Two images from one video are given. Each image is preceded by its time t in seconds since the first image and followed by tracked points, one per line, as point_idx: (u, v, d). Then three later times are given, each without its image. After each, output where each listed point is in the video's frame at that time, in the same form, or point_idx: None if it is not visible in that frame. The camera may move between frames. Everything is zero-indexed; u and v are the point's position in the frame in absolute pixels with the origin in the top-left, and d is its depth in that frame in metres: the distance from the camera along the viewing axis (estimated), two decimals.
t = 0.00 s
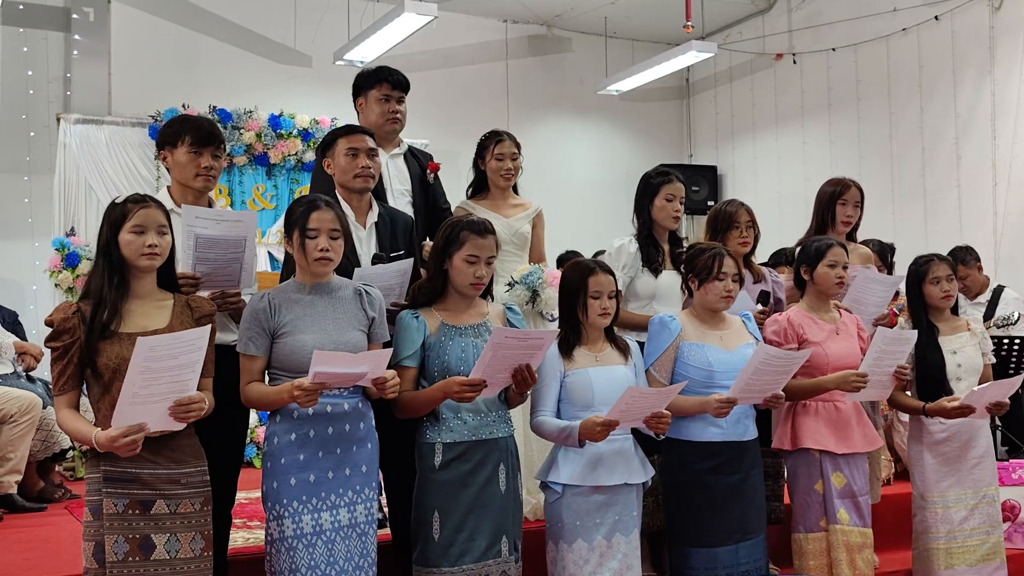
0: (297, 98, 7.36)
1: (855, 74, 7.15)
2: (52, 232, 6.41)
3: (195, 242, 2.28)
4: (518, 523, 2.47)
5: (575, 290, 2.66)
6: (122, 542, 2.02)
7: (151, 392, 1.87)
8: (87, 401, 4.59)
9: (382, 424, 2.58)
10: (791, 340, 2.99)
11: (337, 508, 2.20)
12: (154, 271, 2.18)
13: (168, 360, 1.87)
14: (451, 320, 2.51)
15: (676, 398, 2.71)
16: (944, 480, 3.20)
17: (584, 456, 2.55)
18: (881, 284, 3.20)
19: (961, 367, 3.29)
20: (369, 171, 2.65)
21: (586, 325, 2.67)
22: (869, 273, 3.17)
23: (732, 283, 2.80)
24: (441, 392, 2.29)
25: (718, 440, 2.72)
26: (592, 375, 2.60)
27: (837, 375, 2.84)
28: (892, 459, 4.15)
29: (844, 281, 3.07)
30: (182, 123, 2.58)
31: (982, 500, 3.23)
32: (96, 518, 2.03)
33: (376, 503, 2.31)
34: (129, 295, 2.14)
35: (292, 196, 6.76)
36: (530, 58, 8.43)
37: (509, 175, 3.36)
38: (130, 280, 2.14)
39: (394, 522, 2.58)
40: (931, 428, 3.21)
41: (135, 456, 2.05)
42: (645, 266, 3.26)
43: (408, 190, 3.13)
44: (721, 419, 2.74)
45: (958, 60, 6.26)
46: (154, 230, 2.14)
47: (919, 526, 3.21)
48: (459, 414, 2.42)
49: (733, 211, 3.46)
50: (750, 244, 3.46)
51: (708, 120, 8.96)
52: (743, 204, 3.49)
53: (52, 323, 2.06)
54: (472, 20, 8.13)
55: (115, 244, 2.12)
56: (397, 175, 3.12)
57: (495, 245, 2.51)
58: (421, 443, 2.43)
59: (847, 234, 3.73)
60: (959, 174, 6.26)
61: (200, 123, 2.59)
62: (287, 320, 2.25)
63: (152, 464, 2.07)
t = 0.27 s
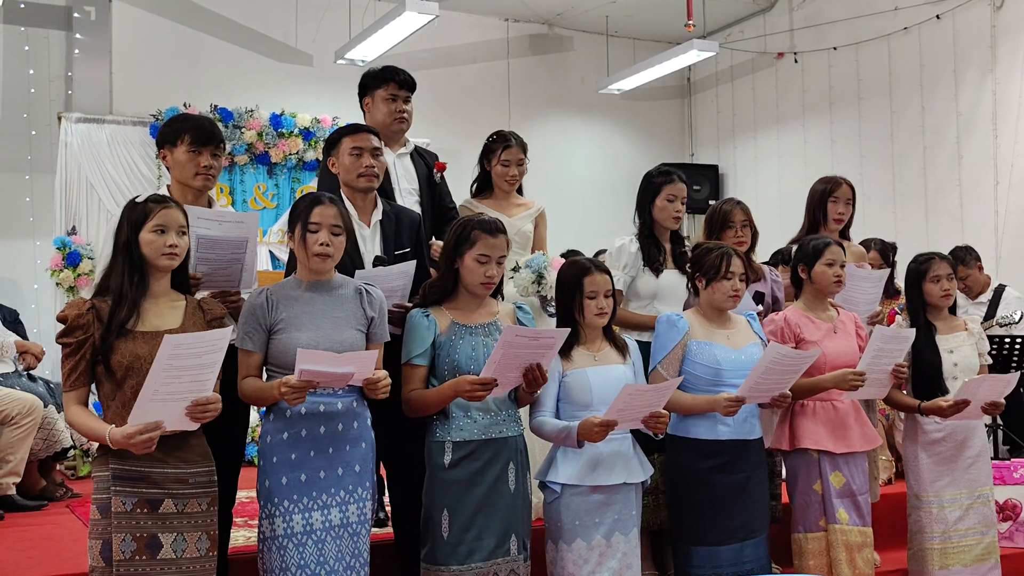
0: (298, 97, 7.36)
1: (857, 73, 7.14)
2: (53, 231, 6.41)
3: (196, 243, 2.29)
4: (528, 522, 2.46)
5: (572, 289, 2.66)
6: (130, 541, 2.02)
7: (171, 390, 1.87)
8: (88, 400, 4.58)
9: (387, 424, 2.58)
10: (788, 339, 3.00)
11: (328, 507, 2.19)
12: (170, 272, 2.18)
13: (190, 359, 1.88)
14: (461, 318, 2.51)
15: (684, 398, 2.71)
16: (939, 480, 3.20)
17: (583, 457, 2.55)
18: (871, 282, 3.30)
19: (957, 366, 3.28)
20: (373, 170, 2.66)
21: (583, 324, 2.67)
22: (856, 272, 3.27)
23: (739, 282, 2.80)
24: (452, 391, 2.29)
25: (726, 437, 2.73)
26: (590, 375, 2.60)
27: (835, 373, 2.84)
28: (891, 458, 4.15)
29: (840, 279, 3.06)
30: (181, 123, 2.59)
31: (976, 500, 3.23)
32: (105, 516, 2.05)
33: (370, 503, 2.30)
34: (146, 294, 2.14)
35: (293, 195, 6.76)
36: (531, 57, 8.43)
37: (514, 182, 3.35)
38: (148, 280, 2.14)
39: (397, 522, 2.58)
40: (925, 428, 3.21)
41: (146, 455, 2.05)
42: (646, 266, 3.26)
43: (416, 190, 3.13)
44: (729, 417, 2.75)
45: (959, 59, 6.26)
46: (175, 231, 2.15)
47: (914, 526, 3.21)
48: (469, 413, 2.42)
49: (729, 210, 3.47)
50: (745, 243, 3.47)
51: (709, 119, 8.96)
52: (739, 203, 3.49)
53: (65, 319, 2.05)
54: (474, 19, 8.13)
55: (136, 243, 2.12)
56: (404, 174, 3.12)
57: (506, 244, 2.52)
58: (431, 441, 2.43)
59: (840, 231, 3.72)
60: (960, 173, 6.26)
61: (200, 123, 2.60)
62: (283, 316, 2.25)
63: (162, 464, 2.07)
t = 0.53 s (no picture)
0: (298, 96, 7.36)
1: (856, 72, 7.14)
2: (53, 231, 6.41)
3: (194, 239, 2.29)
4: (531, 522, 2.47)
5: (571, 287, 2.66)
6: (136, 540, 2.02)
7: (186, 388, 1.87)
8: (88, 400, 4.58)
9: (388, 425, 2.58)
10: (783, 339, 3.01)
11: (322, 507, 2.19)
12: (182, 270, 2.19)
13: (209, 358, 1.88)
14: (467, 318, 2.51)
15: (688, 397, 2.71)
16: (935, 480, 3.20)
17: (582, 456, 2.55)
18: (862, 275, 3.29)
19: (952, 366, 3.29)
20: (375, 170, 2.66)
21: (582, 324, 2.68)
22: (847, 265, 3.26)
23: (745, 283, 2.80)
24: (457, 391, 2.30)
25: (732, 437, 2.73)
26: (589, 375, 2.60)
27: (830, 374, 2.84)
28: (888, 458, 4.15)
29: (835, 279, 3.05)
30: (177, 122, 2.59)
31: (972, 501, 3.23)
32: (110, 514, 2.04)
33: (364, 502, 2.31)
34: (159, 293, 2.14)
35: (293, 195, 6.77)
36: (531, 57, 8.43)
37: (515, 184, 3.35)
38: (161, 278, 2.14)
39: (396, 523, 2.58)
40: (919, 427, 3.21)
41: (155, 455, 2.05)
42: (644, 265, 3.25)
43: (419, 189, 3.13)
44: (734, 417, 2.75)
45: (959, 58, 6.27)
46: (188, 230, 2.15)
47: (910, 526, 3.22)
48: (474, 413, 2.42)
49: (722, 209, 3.48)
50: (738, 241, 3.47)
51: (709, 118, 8.96)
52: (733, 202, 3.50)
53: (76, 315, 2.04)
54: (473, 18, 8.13)
55: (151, 242, 2.13)
56: (407, 173, 3.12)
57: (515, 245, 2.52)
58: (436, 440, 2.43)
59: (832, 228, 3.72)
60: (960, 173, 6.26)
61: (200, 122, 2.60)
62: (279, 313, 2.25)
63: (172, 464, 2.07)
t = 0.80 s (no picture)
0: (298, 95, 7.36)
1: (857, 70, 7.14)
2: (54, 229, 6.41)
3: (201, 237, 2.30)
4: (531, 520, 2.47)
5: (574, 285, 2.67)
6: (137, 537, 2.02)
7: (186, 385, 1.88)
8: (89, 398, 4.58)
9: (388, 422, 2.60)
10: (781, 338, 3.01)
11: (325, 504, 2.20)
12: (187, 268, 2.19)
13: (207, 355, 1.88)
14: (468, 315, 2.51)
15: (691, 395, 2.71)
16: (933, 478, 3.20)
17: (583, 454, 2.55)
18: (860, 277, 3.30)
19: (951, 364, 3.28)
20: (379, 168, 2.66)
21: (585, 323, 2.68)
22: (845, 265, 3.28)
23: (748, 282, 2.80)
24: (456, 388, 2.30)
25: (735, 436, 2.73)
26: (591, 373, 2.60)
27: (827, 372, 2.86)
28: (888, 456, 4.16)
29: (832, 279, 3.05)
30: (179, 120, 2.59)
31: (970, 499, 3.24)
32: (112, 512, 2.04)
33: (365, 500, 2.32)
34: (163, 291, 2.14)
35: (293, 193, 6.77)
36: (532, 55, 8.43)
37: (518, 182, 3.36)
38: (165, 276, 2.14)
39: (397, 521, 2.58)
40: (918, 425, 3.21)
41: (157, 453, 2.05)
42: (640, 264, 3.25)
43: (416, 187, 3.14)
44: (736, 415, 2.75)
45: (959, 56, 6.26)
46: (193, 228, 2.16)
47: (908, 525, 3.22)
48: (473, 411, 2.42)
49: (723, 206, 3.51)
50: (738, 240, 3.48)
51: (709, 117, 8.95)
52: (736, 200, 3.53)
53: (79, 313, 2.05)
54: (474, 17, 8.12)
55: (155, 239, 2.13)
56: (404, 172, 3.13)
57: (515, 243, 2.52)
58: (435, 438, 2.44)
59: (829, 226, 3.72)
60: (960, 171, 6.26)
61: (201, 120, 2.60)
62: (279, 311, 2.25)
63: (174, 462, 2.07)
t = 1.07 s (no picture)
0: (297, 94, 7.36)
1: (856, 68, 7.13)
2: (54, 228, 6.41)
3: (201, 236, 2.30)
4: (525, 519, 2.47)
5: (574, 284, 2.67)
6: (132, 536, 2.02)
7: (169, 385, 1.88)
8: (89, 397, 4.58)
9: (385, 420, 2.60)
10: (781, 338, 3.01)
11: (333, 502, 2.20)
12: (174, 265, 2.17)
13: (185, 353, 1.88)
14: (460, 314, 2.51)
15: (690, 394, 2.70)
16: (936, 477, 3.19)
17: (582, 453, 2.55)
18: (863, 276, 3.32)
19: (953, 363, 3.27)
20: (379, 168, 2.66)
21: (584, 322, 2.68)
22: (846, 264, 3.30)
23: (745, 281, 2.80)
24: (448, 387, 2.30)
25: (731, 435, 2.72)
26: (591, 372, 2.60)
27: (825, 370, 2.86)
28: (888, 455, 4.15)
29: (832, 280, 3.04)
30: (181, 118, 2.59)
31: (973, 497, 3.23)
32: (107, 511, 2.06)
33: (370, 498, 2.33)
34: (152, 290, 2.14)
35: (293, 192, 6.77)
36: (531, 54, 8.42)
37: (519, 180, 3.36)
38: (153, 275, 2.13)
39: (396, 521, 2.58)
40: (921, 424, 3.20)
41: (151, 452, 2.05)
42: (637, 263, 3.24)
43: (409, 185, 3.15)
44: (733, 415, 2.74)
45: (959, 55, 6.26)
46: (179, 225, 2.14)
47: (911, 523, 3.22)
48: (466, 410, 2.42)
49: (734, 205, 3.60)
50: (742, 239, 3.57)
51: (709, 115, 8.95)
52: (749, 201, 3.60)
53: (69, 316, 2.05)
54: (473, 16, 8.12)
55: (141, 237, 2.12)
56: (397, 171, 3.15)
57: (507, 242, 2.52)
58: (428, 438, 2.43)
59: (829, 224, 3.72)
60: (961, 169, 6.26)
61: (201, 119, 2.59)
62: (285, 310, 2.24)
63: (167, 460, 2.07)
